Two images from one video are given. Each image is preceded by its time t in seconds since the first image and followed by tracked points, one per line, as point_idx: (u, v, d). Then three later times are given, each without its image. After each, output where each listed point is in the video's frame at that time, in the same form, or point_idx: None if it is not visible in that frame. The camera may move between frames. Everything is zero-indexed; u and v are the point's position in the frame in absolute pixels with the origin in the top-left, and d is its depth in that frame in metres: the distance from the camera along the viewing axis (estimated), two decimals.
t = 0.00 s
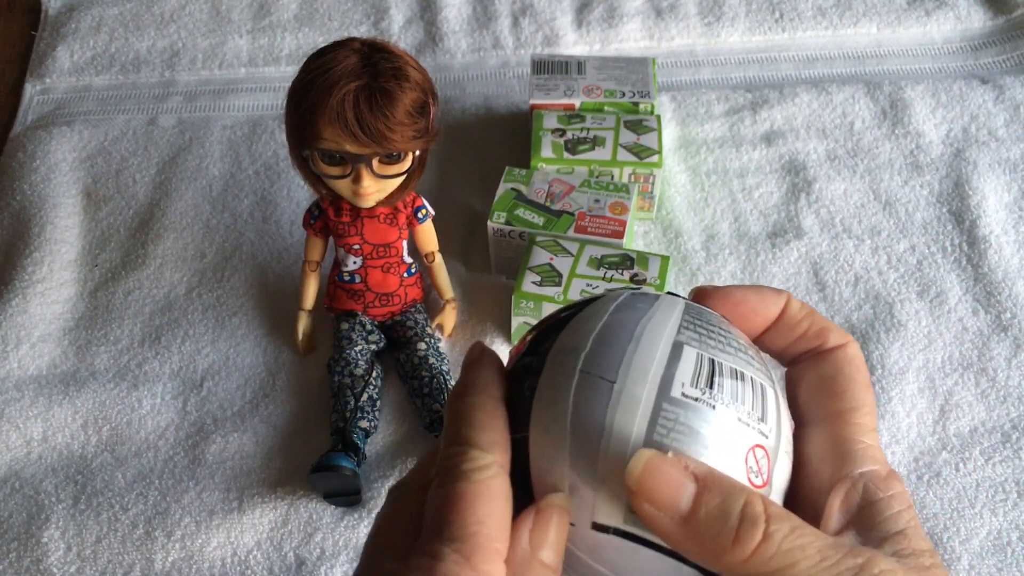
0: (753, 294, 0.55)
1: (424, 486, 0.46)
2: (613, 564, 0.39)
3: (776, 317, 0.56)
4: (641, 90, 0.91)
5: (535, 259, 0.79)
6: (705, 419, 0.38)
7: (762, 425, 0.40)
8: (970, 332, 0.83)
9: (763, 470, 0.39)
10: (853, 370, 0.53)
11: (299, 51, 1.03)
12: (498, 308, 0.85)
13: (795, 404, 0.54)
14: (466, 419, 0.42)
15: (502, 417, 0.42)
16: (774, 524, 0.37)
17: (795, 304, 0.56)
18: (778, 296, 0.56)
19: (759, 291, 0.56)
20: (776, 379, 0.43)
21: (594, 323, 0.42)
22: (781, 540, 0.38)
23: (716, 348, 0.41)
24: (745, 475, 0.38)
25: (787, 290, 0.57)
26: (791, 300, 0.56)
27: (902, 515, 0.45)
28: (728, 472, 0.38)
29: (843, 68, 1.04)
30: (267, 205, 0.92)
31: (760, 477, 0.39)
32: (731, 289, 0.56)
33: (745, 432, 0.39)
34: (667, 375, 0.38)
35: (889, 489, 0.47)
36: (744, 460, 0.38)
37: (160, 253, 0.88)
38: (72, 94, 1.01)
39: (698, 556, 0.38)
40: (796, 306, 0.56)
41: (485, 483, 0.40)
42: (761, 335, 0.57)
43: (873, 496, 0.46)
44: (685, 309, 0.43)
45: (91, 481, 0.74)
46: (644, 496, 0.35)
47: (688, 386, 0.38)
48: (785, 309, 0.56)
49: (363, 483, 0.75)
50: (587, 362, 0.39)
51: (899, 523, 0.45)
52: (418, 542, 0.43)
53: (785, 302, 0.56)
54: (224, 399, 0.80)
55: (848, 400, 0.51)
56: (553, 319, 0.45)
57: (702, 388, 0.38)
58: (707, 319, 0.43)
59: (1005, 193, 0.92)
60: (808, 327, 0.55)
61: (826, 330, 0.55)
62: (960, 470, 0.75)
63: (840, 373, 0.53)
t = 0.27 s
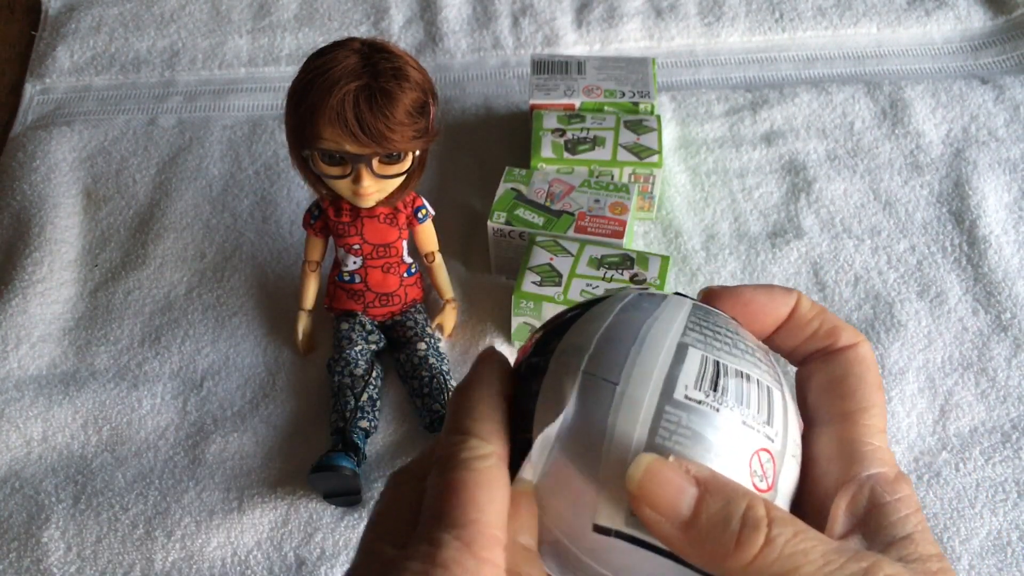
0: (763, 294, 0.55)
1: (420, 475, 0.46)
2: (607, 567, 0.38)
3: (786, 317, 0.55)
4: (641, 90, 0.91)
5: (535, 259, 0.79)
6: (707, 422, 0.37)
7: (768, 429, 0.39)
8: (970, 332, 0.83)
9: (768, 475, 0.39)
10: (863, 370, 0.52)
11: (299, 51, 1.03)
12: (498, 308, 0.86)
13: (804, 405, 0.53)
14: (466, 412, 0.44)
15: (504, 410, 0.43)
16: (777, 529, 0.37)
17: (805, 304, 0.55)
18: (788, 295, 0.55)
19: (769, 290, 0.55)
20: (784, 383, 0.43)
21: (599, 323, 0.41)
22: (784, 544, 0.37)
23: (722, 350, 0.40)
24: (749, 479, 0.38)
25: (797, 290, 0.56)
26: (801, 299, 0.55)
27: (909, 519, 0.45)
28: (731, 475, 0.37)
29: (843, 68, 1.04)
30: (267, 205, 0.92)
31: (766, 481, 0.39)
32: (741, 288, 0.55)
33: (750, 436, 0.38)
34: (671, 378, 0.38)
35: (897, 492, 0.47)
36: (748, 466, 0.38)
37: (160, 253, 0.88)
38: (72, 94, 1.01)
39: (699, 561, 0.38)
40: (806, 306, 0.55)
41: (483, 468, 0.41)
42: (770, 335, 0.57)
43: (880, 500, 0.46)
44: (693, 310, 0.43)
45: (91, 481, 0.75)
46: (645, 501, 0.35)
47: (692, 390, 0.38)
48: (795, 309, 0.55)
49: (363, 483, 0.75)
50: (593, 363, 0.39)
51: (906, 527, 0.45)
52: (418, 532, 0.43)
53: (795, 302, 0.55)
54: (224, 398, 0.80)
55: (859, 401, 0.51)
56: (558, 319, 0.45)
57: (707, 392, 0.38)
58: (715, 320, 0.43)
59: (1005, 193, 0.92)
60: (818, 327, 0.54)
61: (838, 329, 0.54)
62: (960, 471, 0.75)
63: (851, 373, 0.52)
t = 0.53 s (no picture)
0: (769, 306, 0.52)
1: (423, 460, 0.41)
2: (603, 571, 0.38)
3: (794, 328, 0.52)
4: (641, 90, 0.91)
5: (535, 259, 0.78)
6: (704, 429, 0.37)
7: (768, 438, 0.39)
8: (970, 332, 0.83)
9: (767, 484, 0.38)
10: (873, 382, 0.49)
11: (299, 50, 1.03)
12: (498, 308, 0.86)
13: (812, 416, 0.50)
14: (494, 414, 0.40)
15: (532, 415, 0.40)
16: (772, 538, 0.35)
17: (813, 313, 0.52)
18: (796, 305, 0.52)
19: (774, 301, 0.52)
20: (789, 391, 0.42)
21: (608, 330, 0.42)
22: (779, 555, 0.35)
23: (726, 359, 0.40)
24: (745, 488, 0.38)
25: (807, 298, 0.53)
26: (810, 308, 0.52)
27: (912, 534, 0.43)
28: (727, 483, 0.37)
29: (843, 67, 1.04)
30: (267, 205, 0.92)
31: (764, 490, 0.38)
32: (746, 301, 0.52)
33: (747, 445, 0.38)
34: (670, 386, 0.38)
35: (902, 505, 0.44)
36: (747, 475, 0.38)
37: (160, 252, 0.88)
38: (72, 94, 1.01)
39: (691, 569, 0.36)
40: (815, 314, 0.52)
41: (510, 488, 0.37)
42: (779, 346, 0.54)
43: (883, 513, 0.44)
44: (698, 317, 0.42)
45: (91, 481, 0.74)
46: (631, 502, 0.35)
47: (691, 397, 0.38)
48: (803, 318, 0.52)
49: (363, 483, 0.75)
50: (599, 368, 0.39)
51: (906, 539, 0.42)
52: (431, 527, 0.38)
53: (803, 311, 0.52)
54: (224, 398, 0.80)
55: (869, 411, 0.47)
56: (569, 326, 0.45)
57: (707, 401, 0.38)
58: (723, 330, 0.43)
59: (1005, 193, 0.92)
60: (827, 337, 0.51)
61: (848, 338, 0.50)
62: (960, 470, 0.75)
63: (861, 383, 0.49)
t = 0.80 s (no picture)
0: (778, 303, 0.51)
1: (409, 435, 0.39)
2: None
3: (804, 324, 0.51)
4: (641, 90, 0.91)
5: (535, 259, 0.78)
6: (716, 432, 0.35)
7: (779, 436, 0.37)
8: (969, 332, 0.83)
9: (781, 482, 0.37)
10: (886, 376, 0.48)
11: (299, 50, 1.03)
12: (498, 308, 0.85)
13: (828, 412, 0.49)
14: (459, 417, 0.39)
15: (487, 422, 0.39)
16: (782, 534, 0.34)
17: (822, 307, 0.51)
18: (804, 300, 0.51)
19: (782, 299, 0.51)
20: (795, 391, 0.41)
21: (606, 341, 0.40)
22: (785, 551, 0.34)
23: (730, 361, 0.38)
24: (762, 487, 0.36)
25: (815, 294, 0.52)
26: (818, 303, 0.51)
27: (927, 530, 0.42)
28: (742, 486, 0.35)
29: (843, 68, 1.04)
30: (267, 205, 0.92)
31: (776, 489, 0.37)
32: (756, 299, 0.51)
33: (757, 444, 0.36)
34: (677, 387, 0.36)
35: (916, 502, 0.43)
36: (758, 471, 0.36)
37: (160, 253, 0.88)
38: (73, 94, 1.01)
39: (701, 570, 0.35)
40: (823, 309, 0.51)
41: (461, 448, 0.37)
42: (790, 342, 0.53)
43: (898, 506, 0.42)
44: (701, 324, 0.41)
45: (91, 481, 0.74)
46: (641, 505, 0.33)
47: (699, 400, 0.36)
48: (813, 313, 0.51)
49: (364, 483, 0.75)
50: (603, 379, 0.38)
51: (918, 534, 0.41)
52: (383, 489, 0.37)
53: (812, 307, 0.51)
54: (224, 398, 0.80)
55: (882, 404, 0.46)
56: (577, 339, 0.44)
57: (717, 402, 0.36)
58: (725, 332, 0.41)
59: (1005, 193, 0.92)
60: (836, 332, 0.50)
61: (857, 331, 0.49)
62: (960, 470, 0.75)
63: (872, 377, 0.48)
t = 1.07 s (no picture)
0: (729, 310, 0.48)
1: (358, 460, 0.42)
2: None
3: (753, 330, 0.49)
4: (641, 90, 0.91)
5: (535, 259, 0.78)
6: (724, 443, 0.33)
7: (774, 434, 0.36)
8: (969, 332, 0.83)
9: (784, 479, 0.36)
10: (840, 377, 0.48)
11: (299, 50, 1.03)
12: (498, 308, 0.86)
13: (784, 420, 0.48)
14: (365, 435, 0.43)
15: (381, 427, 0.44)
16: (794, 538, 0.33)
17: (773, 313, 0.49)
18: (755, 305, 0.48)
19: (734, 303, 0.48)
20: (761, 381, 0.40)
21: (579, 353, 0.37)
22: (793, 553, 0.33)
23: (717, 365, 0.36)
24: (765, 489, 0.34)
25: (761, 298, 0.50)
26: (767, 308, 0.49)
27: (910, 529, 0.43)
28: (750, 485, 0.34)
29: (842, 68, 1.04)
30: (267, 205, 0.92)
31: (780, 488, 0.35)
32: (705, 302, 0.47)
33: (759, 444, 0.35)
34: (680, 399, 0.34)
35: (893, 504, 0.44)
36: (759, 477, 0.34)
37: (160, 252, 0.88)
38: (73, 94, 1.01)
39: None
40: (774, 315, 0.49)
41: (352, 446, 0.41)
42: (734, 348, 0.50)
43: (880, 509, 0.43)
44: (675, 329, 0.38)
45: (91, 481, 0.74)
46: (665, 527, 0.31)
47: (703, 409, 0.33)
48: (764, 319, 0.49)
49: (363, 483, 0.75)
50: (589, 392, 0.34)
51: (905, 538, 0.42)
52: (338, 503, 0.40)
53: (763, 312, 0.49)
54: (224, 398, 0.80)
55: (845, 409, 0.46)
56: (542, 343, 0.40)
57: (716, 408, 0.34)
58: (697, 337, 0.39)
59: (1005, 193, 0.92)
60: (788, 337, 0.49)
61: (807, 336, 0.49)
62: (960, 470, 0.75)
63: (830, 383, 0.47)
